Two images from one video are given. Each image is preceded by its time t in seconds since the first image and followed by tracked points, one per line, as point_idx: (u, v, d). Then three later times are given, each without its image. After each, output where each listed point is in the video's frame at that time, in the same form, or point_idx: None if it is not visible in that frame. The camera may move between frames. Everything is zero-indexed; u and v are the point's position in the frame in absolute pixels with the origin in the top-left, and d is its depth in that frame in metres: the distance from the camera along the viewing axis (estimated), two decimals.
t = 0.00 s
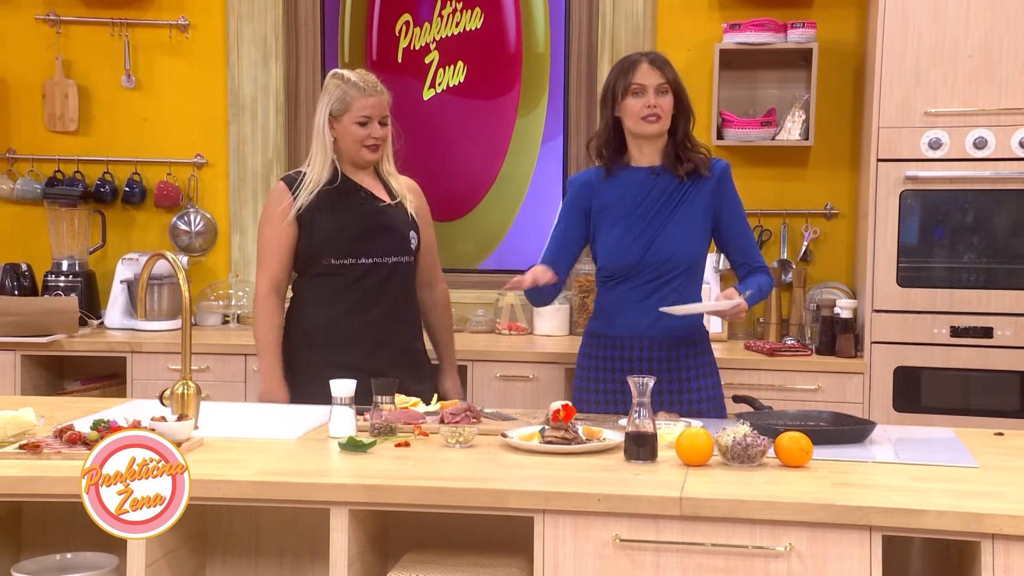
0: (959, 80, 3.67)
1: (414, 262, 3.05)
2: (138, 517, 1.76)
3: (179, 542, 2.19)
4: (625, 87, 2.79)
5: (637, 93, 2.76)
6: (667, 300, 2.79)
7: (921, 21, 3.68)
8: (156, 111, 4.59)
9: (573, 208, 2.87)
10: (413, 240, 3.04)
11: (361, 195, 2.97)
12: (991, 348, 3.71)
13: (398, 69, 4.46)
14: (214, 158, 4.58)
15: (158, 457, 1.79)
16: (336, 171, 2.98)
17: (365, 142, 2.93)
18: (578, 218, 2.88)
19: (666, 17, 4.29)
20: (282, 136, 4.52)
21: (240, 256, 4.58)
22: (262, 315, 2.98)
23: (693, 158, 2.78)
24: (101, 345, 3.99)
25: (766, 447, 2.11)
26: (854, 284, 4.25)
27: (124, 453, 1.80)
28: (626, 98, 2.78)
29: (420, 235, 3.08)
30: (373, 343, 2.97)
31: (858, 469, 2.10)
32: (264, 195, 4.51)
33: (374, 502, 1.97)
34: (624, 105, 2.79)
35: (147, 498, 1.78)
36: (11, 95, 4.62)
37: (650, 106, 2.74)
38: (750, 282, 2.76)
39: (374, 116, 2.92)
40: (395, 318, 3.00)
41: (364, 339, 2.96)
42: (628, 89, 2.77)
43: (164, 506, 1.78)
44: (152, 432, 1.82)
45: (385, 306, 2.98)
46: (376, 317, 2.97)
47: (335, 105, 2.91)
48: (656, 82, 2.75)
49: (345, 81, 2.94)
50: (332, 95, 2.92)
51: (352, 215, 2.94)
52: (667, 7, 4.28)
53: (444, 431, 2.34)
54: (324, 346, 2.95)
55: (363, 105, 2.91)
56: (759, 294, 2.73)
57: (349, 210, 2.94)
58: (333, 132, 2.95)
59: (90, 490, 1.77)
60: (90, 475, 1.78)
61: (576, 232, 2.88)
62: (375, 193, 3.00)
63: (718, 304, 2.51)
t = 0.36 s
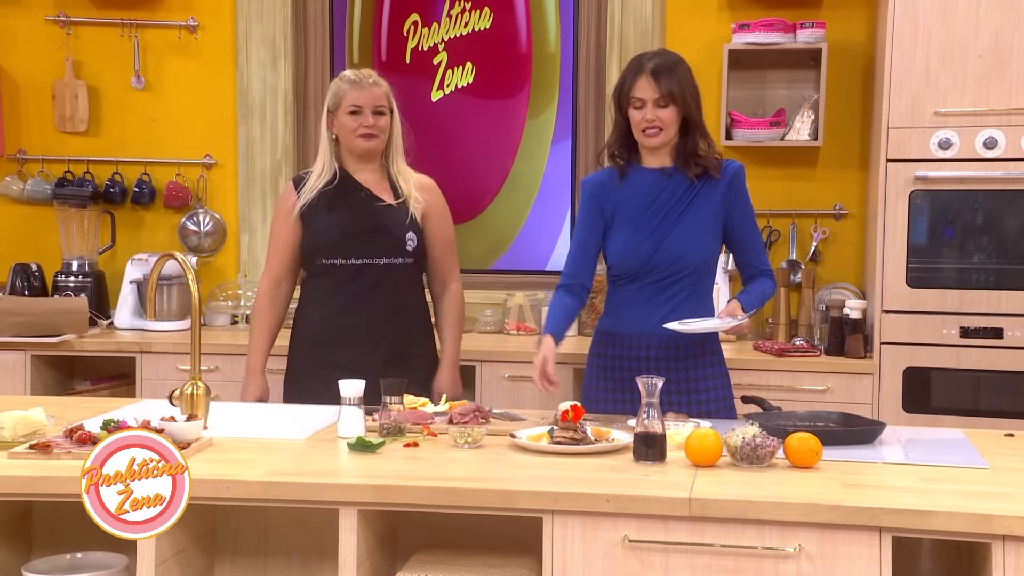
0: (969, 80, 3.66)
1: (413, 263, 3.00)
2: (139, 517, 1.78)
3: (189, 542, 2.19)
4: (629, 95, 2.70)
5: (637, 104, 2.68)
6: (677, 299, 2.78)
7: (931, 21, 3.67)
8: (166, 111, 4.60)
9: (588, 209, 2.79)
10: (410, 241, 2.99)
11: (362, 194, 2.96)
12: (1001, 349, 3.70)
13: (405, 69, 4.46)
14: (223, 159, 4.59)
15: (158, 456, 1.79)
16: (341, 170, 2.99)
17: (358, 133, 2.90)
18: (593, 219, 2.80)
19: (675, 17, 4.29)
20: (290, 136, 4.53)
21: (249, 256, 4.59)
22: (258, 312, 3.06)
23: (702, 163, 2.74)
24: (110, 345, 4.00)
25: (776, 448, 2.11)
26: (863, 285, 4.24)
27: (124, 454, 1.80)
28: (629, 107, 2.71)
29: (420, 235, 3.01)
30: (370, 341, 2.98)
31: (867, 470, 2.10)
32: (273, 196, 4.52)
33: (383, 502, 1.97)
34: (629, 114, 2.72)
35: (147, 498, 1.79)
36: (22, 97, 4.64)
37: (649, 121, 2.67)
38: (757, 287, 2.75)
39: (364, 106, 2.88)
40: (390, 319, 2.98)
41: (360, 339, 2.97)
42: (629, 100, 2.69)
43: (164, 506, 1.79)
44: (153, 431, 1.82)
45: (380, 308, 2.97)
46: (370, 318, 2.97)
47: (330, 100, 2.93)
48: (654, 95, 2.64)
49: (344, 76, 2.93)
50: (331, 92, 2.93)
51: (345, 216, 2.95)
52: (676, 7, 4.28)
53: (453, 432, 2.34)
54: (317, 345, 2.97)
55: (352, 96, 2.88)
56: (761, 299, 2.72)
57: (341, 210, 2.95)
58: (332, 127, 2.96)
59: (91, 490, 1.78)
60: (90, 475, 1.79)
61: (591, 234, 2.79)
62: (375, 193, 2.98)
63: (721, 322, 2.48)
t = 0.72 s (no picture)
0: (976, 84, 3.66)
1: (408, 266, 3.00)
2: (138, 517, 1.75)
3: (196, 546, 2.19)
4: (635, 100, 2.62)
5: (642, 111, 2.60)
6: (683, 306, 2.77)
7: (937, 25, 3.67)
8: (172, 116, 4.61)
9: (604, 215, 2.68)
10: (404, 244, 2.98)
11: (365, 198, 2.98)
12: (1008, 353, 3.70)
13: (411, 73, 4.46)
14: (230, 163, 4.60)
15: (158, 456, 1.78)
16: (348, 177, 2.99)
17: (385, 146, 2.91)
18: (610, 229, 2.67)
19: (681, 21, 4.29)
20: (296, 140, 4.53)
21: (255, 260, 4.59)
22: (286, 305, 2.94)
23: (712, 175, 2.66)
24: (117, 349, 4.01)
25: (782, 452, 2.11)
26: (870, 289, 4.24)
27: (124, 454, 1.79)
28: (636, 113, 2.63)
29: (417, 237, 3.00)
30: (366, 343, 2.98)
31: (874, 474, 2.09)
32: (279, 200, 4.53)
33: (389, 506, 1.97)
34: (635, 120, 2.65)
35: (147, 498, 1.77)
36: (29, 101, 4.65)
37: (652, 129, 2.59)
38: (754, 290, 2.81)
39: (388, 118, 2.90)
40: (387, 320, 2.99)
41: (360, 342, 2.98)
42: (635, 105, 2.62)
43: (164, 506, 1.77)
44: (152, 431, 1.82)
45: (377, 310, 2.98)
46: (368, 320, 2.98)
47: (348, 111, 2.90)
48: (658, 103, 2.57)
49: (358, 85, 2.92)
50: (347, 101, 2.90)
51: (341, 220, 2.96)
52: (682, 11, 4.29)
53: (459, 436, 2.34)
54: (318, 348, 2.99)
55: (378, 108, 2.89)
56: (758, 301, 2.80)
57: (336, 214, 2.96)
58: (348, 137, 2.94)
59: (91, 490, 1.75)
60: (90, 475, 1.76)
61: (612, 241, 2.67)
62: (375, 197, 2.98)
63: (734, 336, 2.46)
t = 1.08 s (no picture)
0: (980, 86, 3.65)
1: (422, 269, 3.02)
2: (139, 517, 1.75)
3: (200, 548, 2.19)
4: (622, 107, 2.58)
5: (628, 119, 2.56)
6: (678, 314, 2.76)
7: (941, 27, 3.67)
8: (177, 118, 4.61)
9: (593, 225, 2.63)
10: (418, 248, 3.00)
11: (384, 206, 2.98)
12: (1013, 356, 3.69)
13: (414, 76, 4.47)
14: (234, 165, 4.60)
15: (158, 456, 1.78)
16: (358, 184, 2.99)
17: (382, 157, 2.92)
18: (598, 237, 2.63)
19: (685, 23, 4.29)
20: (300, 142, 4.54)
21: (259, 262, 4.60)
22: (297, 312, 2.91)
23: (689, 189, 2.64)
24: (121, 351, 4.01)
25: (786, 455, 2.10)
26: (873, 291, 4.24)
27: (124, 454, 1.80)
28: (621, 121, 2.59)
29: (430, 241, 3.02)
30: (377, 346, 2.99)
31: (879, 477, 2.09)
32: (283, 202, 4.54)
33: (393, 509, 1.97)
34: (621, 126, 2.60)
35: (147, 498, 1.76)
36: (34, 104, 4.66)
37: (638, 138, 2.55)
38: (739, 287, 2.83)
39: (387, 129, 2.90)
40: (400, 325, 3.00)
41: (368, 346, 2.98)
42: (621, 112, 2.57)
43: (164, 505, 1.77)
44: (153, 432, 1.82)
45: (390, 313, 2.99)
46: (380, 324, 2.98)
47: (349, 118, 2.90)
48: (645, 111, 2.52)
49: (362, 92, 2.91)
50: (348, 108, 2.91)
51: (357, 223, 2.95)
52: (687, 14, 4.29)
53: (463, 438, 2.34)
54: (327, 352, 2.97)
55: (375, 118, 2.88)
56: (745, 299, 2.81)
57: (351, 216, 2.95)
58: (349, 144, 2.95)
59: (91, 490, 1.75)
60: (90, 475, 1.76)
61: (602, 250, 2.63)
62: (385, 198, 2.99)
63: (732, 340, 2.40)
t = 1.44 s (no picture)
0: (984, 89, 3.65)
1: (425, 271, 3.01)
2: (138, 517, 1.76)
3: (203, 551, 2.19)
4: (614, 118, 2.52)
5: (620, 130, 2.50)
6: (677, 323, 2.75)
7: (944, 30, 3.67)
8: (179, 121, 4.62)
9: (587, 239, 2.60)
10: (421, 250, 2.99)
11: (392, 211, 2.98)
12: (1016, 359, 3.69)
13: (416, 79, 4.47)
14: (236, 168, 4.61)
15: (158, 456, 1.78)
16: (363, 186, 2.99)
17: (381, 163, 2.93)
18: (595, 251, 2.60)
19: (688, 26, 4.29)
20: (303, 145, 4.55)
21: (262, 265, 4.61)
22: (299, 315, 2.93)
23: (682, 200, 2.61)
24: (124, 354, 4.01)
25: (789, 458, 2.10)
26: (876, 294, 4.23)
27: (124, 454, 1.80)
28: (614, 132, 2.53)
29: (432, 243, 3.01)
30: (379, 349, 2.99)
31: (882, 481, 2.09)
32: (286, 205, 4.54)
33: (395, 512, 1.96)
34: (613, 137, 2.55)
35: (147, 498, 1.77)
36: (37, 108, 4.66)
37: (630, 150, 2.49)
38: (732, 289, 2.82)
39: (386, 134, 2.90)
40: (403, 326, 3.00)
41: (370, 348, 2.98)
42: (613, 123, 2.52)
43: (164, 506, 1.77)
44: (153, 431, 1.82)
45: (393, 315, 2.99)
46: (383, 325, 2.99)
47: (349, 122, 2.91)
48: (636, 123, 2.47)
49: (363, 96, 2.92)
50: (348, 112, 2.91)
51: (360, 225, 2.95)
52: (690, 17, 4.29)
53: (466, 441, 2.34)
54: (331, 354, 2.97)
55: (373, 123, 2.88)
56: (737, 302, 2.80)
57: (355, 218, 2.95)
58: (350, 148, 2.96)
59: (91, 490, 1.76)
60: (90, 475, 1.77)
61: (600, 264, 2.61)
62: (389, 201, 3.00)
63: (725, 346, 2.37)
